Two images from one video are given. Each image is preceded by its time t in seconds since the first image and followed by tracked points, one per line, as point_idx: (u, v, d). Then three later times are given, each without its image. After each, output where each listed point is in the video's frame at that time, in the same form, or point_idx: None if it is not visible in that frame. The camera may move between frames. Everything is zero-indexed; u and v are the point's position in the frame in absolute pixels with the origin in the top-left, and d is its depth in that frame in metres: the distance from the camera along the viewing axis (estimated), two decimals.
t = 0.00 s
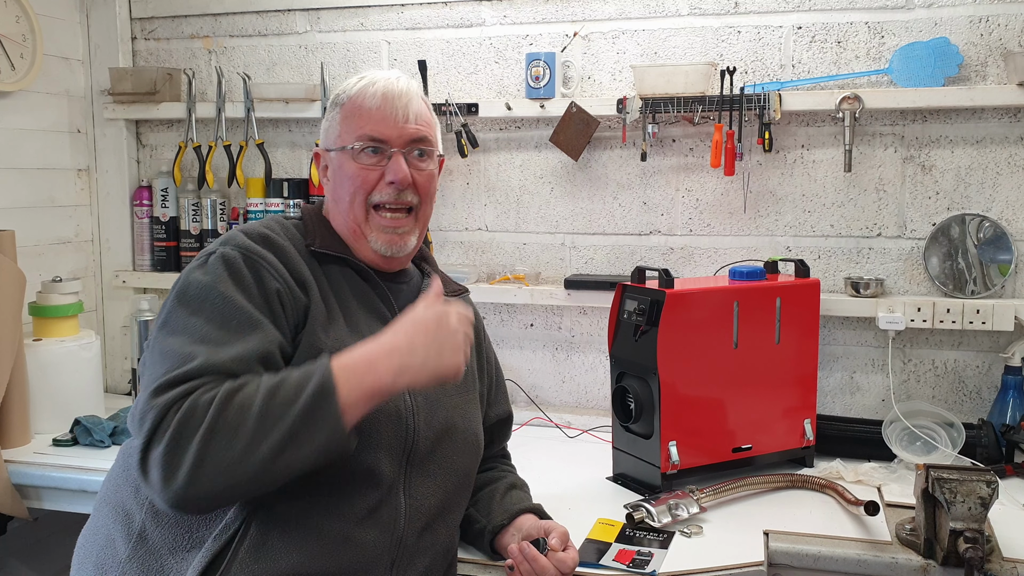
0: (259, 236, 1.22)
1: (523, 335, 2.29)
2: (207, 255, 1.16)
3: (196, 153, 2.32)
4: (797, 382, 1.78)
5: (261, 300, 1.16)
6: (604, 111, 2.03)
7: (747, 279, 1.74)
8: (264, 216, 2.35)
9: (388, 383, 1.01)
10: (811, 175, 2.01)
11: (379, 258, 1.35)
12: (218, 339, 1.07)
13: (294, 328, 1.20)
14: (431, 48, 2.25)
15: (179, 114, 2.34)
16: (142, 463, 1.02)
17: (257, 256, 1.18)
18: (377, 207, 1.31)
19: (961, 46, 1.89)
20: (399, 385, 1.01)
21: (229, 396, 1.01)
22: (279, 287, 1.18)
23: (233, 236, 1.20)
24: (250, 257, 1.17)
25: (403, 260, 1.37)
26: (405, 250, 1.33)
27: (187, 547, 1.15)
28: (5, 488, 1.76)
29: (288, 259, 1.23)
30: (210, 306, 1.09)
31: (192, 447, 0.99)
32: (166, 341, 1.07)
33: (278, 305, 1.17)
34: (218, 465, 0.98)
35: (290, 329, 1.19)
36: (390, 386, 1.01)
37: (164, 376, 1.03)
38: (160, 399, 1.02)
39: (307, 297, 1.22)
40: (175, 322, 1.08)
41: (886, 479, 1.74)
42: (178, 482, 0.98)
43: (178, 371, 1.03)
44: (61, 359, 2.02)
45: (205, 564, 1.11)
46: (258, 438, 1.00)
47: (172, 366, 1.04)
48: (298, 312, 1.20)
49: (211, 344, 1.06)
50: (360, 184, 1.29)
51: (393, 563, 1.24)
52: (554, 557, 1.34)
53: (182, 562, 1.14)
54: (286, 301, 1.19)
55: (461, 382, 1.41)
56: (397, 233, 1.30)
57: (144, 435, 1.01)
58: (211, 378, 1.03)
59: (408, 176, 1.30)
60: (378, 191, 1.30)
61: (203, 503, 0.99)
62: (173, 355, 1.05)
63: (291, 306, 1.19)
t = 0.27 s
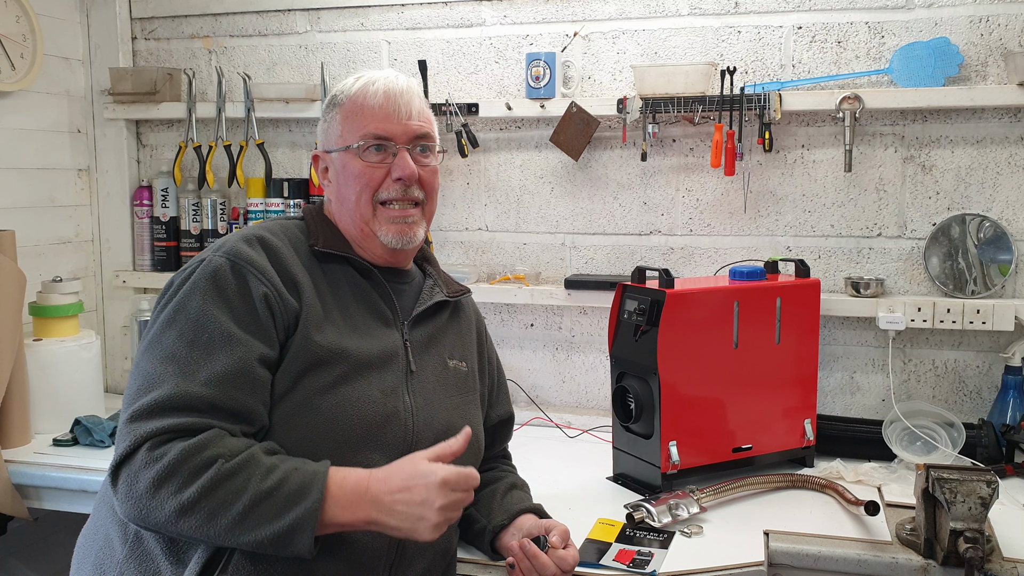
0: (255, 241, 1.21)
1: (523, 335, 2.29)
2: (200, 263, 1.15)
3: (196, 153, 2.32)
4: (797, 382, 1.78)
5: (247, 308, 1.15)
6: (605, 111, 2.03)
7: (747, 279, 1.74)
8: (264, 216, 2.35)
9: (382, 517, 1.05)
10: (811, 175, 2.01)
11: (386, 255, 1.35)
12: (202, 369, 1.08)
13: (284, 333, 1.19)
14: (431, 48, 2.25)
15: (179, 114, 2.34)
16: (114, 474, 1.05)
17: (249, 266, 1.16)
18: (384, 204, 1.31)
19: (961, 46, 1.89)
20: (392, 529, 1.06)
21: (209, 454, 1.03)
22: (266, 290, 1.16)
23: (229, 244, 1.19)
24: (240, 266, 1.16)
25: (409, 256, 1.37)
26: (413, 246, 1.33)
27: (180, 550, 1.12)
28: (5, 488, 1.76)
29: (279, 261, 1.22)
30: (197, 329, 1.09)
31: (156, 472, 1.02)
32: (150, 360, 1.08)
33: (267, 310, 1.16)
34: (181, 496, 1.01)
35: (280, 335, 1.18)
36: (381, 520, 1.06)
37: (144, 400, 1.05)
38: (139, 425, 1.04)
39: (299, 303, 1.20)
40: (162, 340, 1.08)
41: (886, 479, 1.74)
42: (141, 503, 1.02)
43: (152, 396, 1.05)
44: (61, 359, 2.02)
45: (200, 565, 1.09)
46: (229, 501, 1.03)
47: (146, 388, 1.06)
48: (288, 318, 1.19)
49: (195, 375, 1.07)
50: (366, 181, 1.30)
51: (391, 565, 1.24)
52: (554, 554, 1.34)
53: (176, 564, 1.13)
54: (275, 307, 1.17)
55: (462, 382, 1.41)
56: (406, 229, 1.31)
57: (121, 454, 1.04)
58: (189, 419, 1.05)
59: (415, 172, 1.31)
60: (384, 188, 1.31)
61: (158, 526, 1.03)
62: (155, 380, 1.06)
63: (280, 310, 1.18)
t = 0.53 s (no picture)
0: (256, 242, 1.21)
1: (523, 335, 2.30)
2: (201, 264, 1.15)
3: (196, 153, 2.32)
4: (797, 382, 1.78)
5: (248, 308, 1.15)
6: (604, 111, 2.03)
7: (747, 279, 1.74)
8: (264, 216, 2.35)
9: (385, 512, 1.07)
10: (811, 175, 2.01)
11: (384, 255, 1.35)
12: (204, 370, 1.08)
13: (285, 333, 1.19)
14: (431, 48, 2.25)
15: (179, 114, 2.34)
16: (116, 475, 1.05)
17: (249, 267, 1.16)
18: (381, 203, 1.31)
19: (961, 46, 1.89)
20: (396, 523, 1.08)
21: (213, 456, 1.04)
22: (267, 292, 1.16)
23: (229, 244, 1.19)
24: (241, 267, 1.16)
25: (407, 255, 1.37)
26: (411, 244, 1.33)
27: (180, 550, 1.12)
28: (5, 488, 1.76)
29: (279, 262, 1.22)
30: (199, 329, 1.09)
31: (160, 472, 1.02)
32: (152, 361, 1.08)
33: (267, 312, 1.16)
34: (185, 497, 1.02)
35: (281, 336, 1.18)
36: (385, 516, 1.08)
37: (146, 401, 1.05)
38: (142, 426, 1.04)
39: (299, 304, 1.21)
40: (164, 340, 1.08)
41: (885, 479, 1.74)
42: (144, 504, 1.02)
43: (155, 397, 1.05)
44: (61, 359, 2.02)
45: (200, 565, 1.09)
46: (235, 504, 1.03)
47: (149, 389, 1.06)
48: (288, 318, 1.19)
49: (197, 376, 1.07)
50: (363, 180, 1.30)
51: (391, 566, 1.25)
52: (554, 552, 1.34)
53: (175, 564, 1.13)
54: (275, 308, 1.17)
55: (461, 382, 1.41)
56: (402, 226, 1.31)
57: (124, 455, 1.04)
58: (193, 421, 1.05)
59: (411, 170, 1.31)
60: (381, 186, 1.30)
61: (160, 527, 1.03)
62: (157, 380, 1.06)
63: (281, 312, 1.18)
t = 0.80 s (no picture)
0: (255, 242, 1.21)
1: (523, 335, 2.30)
2: (200, 264, 1.15)
3: (196, 153, 2.32)
4: (797, 382, 1.78)
5: (247, 308, 1.15)
6: (605, 111, 2.03)
7: (747, 279, 1.74)
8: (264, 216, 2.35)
9: (382, 484, 1.04)
10: (811, 175, 2.01)
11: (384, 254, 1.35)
12: (203, 369, 1.08)
13: (285, 333, 1.19)
14: (432, 48, 2.25)
15: (179, 114, 2.34)
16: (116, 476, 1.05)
17: (248, 266, 1.16)
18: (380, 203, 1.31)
19: (961, 46, 1.89)
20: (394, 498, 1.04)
21: (212, 456, 1.03)
22: (266, 292, 1.16)
23: (227, 244, 1.19)
24: (239, 267, 1.16)
25: (407, 255, 1.37)
26: (411, 243, 1.33)
27: (181, 549, 1.12)
28: (5, 488, 1.76)
29: (279, 261, 1.22)
30: (197, 329, 1.09)
31: (161, 471, 1.02)
32: (151, 361, 1.08)
33: (266, 311, 1.16)
34: (184, 495, 1.01)
35: (281, 335, 1.18)
36: (383, 488, 1.04)
37: (145, 400, 1.05)
38: (141, 425, 1.04)
39: (299, 304, 1.20)
40: (162, 341, 1.08)
41: (885, 479, 1.74)
42: (144, 505, 1.03)
43: (154, 397, 1.05)
44: (61, 359, 2.02)
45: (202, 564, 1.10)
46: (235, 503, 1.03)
47: (148, 390, 1.06)
48: (288, 318, 1.19)
49: (196, 375, 1.07)
50: (362, 180, 1.30)
51: (391, 565, 1.25)
52: (555, 528, 1.39)
53: (177, 564, 1.13)
54: (274, 307, 1.17)
55: (461, 382, 1.41)
56: (402, 226, 1.31)
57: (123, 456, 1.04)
58: (192, 421, 1.05)
59: (411, 170, 1.31)
60: (381, 187, 1.31)
61: (161, 526, 1.03)
62: (156, 380, 1.06)
63: (280, 311, 1.18)
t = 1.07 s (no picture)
0: (254, 242, 1.21)
1: (523, 335, 2.29)
2: (198, 264, 1.15)
3: (196, 153, 2.32)
4: (797, 382, 1.78)
5: (246, 308, 1.15)
6: (605, 111, 2.03)
7: (747, 279, 1.74)
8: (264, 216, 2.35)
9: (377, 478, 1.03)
10: (811, 175, 2.01)
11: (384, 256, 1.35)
12: (202, 369, 1.08)
13: (284, 333, 1.19)
14: (432, 48, 2.25)
15: (179, 113, 2.34)
16: (116, 476, 1.06)
17: (246, 266, 1.16)
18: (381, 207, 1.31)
19: (961, 46, 1.89)
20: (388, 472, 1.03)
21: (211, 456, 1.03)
22: (265, 292, 1.16)
23: (226, 245, 1.19)
24: (238, 267, 1.16)
25: (408, 257, 1.37)
26: (411, 246, 1.33)
27: (181, 549, 1.12)
28: (5, 488, 1.76)
29: (278, 261, 1.22)
30: (195, 329, 1.09)
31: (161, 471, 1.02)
32: (150, 362, 1.08)
33: (265, 311, 1.16)
34: (184, 494, 1.01)
35: (280, 335, 1.18)
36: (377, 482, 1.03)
37: (144, 401, 1.05)
38: (140, 426, 1.04)
39: (298, 304, 1.20)
40: (161, 342, 1.08)
41: (885, 479, 1.74)
42: (144, 506, 1.03)
43: (153, 398, 1.05)
44: (61, 359, 2.02)
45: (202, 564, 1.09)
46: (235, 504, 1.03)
47: (147, 390, 1.06)
48: (288, 318, 1.19)
49: (195, 376, 1.07)
50: (364, 184, 1.30)
51: (391, 565, 1.25)
52: (543, 520, 1.39)
53: (176, 564, 1.13)
54: (273, 307, 1.17)
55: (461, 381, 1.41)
56: (402, 230, 1.31)
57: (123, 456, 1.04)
58: (192, 421, 1.05)
59: (413, 174, 1.31)
60: (382, 190, 1.31)
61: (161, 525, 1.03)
62: (155, 381, 1.06)
63: (279, 311, 1.18)
